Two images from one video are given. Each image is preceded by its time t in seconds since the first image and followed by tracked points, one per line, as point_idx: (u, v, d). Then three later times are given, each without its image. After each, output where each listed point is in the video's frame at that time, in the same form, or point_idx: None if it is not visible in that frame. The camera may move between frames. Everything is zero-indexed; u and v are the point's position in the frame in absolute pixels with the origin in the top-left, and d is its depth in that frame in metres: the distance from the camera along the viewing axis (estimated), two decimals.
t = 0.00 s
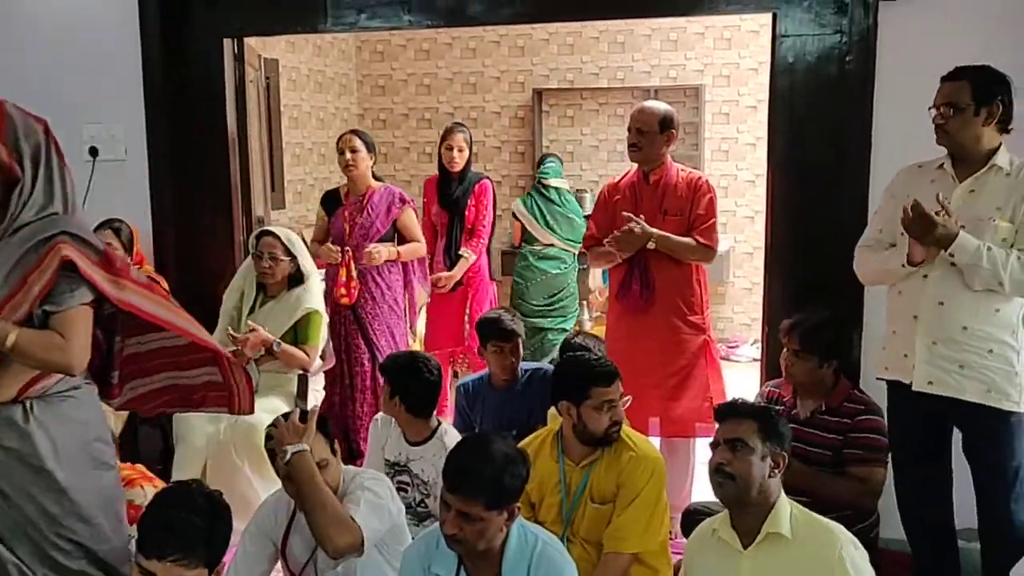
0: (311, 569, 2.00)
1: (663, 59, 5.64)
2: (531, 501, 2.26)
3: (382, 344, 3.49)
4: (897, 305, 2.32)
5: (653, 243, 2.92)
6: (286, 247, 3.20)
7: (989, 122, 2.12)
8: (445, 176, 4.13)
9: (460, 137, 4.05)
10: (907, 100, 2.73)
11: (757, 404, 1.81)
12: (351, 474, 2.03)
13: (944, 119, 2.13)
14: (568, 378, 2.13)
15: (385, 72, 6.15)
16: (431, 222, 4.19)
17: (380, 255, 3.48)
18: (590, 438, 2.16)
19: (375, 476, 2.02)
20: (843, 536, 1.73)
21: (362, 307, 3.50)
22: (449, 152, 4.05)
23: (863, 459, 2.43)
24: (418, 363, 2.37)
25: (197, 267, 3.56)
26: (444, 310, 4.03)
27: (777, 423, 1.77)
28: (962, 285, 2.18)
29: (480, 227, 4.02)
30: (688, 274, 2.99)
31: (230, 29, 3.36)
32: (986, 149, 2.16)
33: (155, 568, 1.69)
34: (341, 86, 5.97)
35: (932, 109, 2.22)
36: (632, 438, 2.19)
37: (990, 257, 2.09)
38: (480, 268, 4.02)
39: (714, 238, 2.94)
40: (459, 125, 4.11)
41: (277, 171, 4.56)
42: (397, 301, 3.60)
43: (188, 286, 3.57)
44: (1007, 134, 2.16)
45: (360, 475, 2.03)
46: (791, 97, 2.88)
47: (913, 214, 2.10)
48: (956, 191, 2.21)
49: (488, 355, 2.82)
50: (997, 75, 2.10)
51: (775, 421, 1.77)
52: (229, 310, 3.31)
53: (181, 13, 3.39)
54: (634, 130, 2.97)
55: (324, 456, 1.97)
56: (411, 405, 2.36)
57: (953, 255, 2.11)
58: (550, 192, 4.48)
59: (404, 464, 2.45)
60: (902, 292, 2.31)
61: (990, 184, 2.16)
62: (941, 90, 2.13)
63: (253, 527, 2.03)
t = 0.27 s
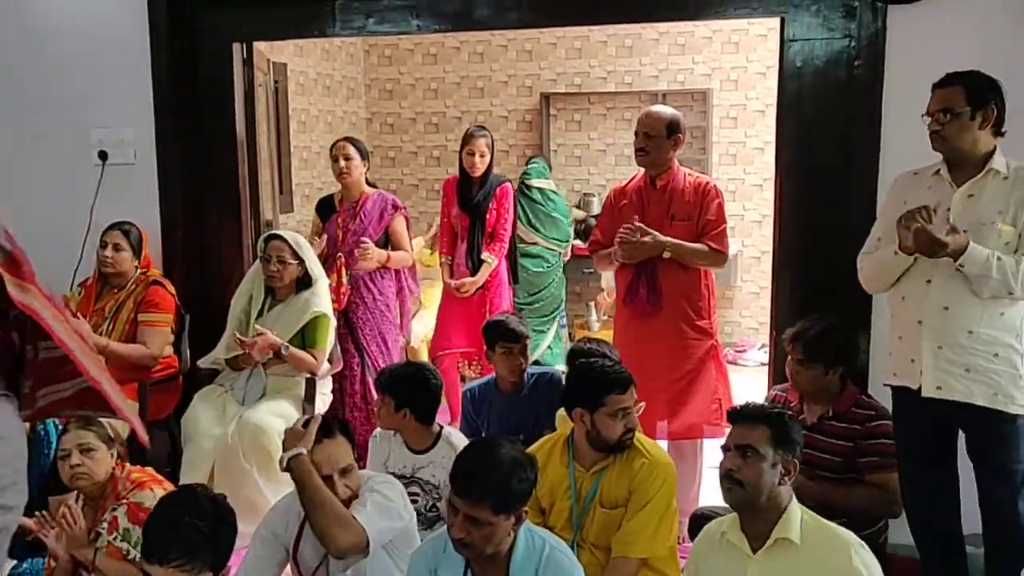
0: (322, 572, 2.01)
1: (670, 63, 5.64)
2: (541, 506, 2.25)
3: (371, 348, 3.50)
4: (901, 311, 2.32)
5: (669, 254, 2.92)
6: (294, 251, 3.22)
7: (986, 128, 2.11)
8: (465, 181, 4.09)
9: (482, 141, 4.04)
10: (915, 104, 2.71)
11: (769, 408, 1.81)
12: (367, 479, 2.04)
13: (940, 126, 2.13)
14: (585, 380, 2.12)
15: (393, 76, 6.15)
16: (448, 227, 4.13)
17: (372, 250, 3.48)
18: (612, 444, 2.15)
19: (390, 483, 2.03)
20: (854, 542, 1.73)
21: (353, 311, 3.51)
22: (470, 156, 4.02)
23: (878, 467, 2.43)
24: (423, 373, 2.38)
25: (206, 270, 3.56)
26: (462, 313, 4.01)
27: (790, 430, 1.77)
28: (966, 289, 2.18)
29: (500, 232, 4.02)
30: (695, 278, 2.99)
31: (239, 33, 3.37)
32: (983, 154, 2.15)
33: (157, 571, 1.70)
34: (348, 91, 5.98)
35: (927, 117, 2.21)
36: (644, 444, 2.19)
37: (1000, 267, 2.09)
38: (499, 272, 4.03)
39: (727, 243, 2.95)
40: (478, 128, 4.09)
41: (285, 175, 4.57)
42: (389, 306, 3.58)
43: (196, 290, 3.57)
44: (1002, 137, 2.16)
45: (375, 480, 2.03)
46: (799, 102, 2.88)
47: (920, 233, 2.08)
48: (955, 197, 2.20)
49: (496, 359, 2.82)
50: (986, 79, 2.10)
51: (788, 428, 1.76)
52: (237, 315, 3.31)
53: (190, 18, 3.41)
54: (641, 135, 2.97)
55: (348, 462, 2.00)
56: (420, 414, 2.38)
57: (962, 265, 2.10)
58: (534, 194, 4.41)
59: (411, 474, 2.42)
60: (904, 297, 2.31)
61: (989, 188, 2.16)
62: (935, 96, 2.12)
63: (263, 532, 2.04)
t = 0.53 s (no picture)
0: None
1: (682, 68, 5.64)
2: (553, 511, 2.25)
3: (377, 351, 3.51)
4: (915, 316, 2.31)
5: (678, 254, 2.91)
6: (306, 255, 3.22)
7: (995, 133, 2.11)
8: (478, 184, 4.07)
9: (495, 147, 4.00)
10: (928, 111, 2.69)
11: (808, 416, 1.80)
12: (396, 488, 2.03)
13: (950, 131, 2.12)
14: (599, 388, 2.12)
15: (405, 80, 6.17)
16: (461, 228, 4.14)
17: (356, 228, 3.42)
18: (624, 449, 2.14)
19: (413, 495, 2.02)
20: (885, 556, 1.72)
21: (359, 313, 3.52)
22: (483, 161, 4.00)
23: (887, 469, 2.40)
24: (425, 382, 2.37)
25: (219, 273, 3.57)
26: (475, 316, 4.01)
27: (830, 442, 1.76)
28: (980, 292, 2.18)
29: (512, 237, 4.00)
30: (708, 284, 2.98)
31: (253, 39, 3.38)
32: (993, 157, 2.15)
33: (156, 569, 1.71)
34: (361, 95, 5.99)
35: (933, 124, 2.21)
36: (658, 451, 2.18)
37: (1012, 262, 2.08)
38: (508, 277, 4.02)
39: (735, 249, 2.94)
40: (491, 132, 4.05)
41: (297, 179, 4.58)
42: (396, 310, 3.58)
43: (208, 294, 3.58)
44: (1011, 141, 2.15)
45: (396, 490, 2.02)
46: (812, 107, 2.87)
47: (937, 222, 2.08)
48: (965, 200, 2.19)
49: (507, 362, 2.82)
50: (994, 83, 2.09)
51: (829, 439, 1.75)
52: (251, 316, 3.33)
53: (204, 23, 3.42)
54: (653, 140, 2.96)
55: (373, 466, 1.97)
56: (423, 424, 2.37)
57: (976, 259, 2.09)
58: (539, 199, 4.40)
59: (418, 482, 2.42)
60: (919, 302, 2.29)
61: (999, 191, 2.15)
62: (943, 102, 2.12)
63: (280, 535, 2.06)
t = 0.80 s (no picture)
0: None
1: (698, 72, 5.64)
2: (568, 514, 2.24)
3: (394, 355, 3.52)
4: (939, 322, 2.29)
5: (693, 264, 2.91)
6: (323, 258, 3.23)
7: None
8: (487, 188, 4.07)
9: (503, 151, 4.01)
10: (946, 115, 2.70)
11: (857, 432, 1.79)
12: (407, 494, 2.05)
13: (980, 135, 2.10)
14: (618, 386, 2.12)
15: (421, 83, 6.17)
16: (472, 232, 4.15)
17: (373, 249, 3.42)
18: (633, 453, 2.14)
19: (430, 501, 2.05)
20: None
21: (376, 317, 3.53)
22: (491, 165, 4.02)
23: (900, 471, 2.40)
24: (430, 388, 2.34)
25: (235, 276, 3.59)
26: (483, 319, 4.03)
27: (885, 461, 1.75)
28: (1007, 298, 2.17)
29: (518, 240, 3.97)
30: (724, 288, 2.98)
31: (270, 42, 3.40)
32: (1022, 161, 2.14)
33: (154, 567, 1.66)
34: (377, 99, 6.01)
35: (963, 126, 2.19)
36: (671, 454, 2.17)
37: None
38: (515, 281, 3.99)
39: (754, 252, 2.94)
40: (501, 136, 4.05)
41: (313, 183, 4.59)
42: (413, 313, 3.59)
43: (224, 296, 3.59)
44: None
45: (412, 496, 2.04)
46: (829, 111, 2.86)
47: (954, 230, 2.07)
48: (993, 205, 2.18)
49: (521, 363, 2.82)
50: (1022, 86, 2.08)
51: (882, 459, 1.74)
52: (267, 318, 3.34)
53: (221, 26, 3.44)
54: (669, 143, 2.94)
55: (389, 463, 1.97)
56: (431, 430, 2.34)
57: (1000, 265, 2.09)
58: (557, 199, 4.46)
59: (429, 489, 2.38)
60: (944, 308, 2.28)
61: None
62: (972, 105, 2.10)
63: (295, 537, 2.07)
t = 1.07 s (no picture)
0: None
1: (718, 74, 5.62)
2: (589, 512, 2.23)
3: (423, 355, 3.53)
4: (981, 323, 2.23)
5: (719, 262, 2.89)
6: (343, 258, 3.24)
7: None
8: (489, 189, 4.05)
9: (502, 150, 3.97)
10: (971, 116, 2.68)
11: (904, 440, 1.76)
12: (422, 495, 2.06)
13: None
14: (630, 394, 2.06)
15: (440, 85, 6.18)
16: (475, 233, 4.14)
17: (416, 263, 3.45)
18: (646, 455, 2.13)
19: (449, 499, 2.06)
20: None
21: (404, 317, 3.54)
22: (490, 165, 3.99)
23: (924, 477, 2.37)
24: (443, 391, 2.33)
25: (256, 276, 3.60)
26: (484, 318, 4.04)
27: (928, 470, 1.73)
28: None
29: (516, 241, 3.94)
30: (745, 289, 2.96)
31: (291, 43, 3.41)
32: None
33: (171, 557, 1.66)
34: (396, 99, 6.02)
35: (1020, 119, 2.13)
36: (692, 455, 2.15)
37: None
38: (515, 281, 3.98)
39: (776, 253, 2.93)
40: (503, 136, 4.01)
41: (333, 183, 4.61)
42: (440, 313, 3.60)
43: (245, 296, 3.60)
44: None
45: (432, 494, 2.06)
46: (852, 111, 2.85)
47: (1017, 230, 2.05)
48: None
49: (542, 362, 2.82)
50: None
51: (927, 469, 1.73)
52: (288, 317, 3.36)
53: (243, 27, 3.46)
54: (689, 143, 2.92)
55: (404, 459, 1.98)
56: (450, 436, 2.32)
57: None
58: (573, 198, 4.52)
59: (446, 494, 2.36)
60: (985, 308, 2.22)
61: None
62: None
63: (313, 537, 2.07)
